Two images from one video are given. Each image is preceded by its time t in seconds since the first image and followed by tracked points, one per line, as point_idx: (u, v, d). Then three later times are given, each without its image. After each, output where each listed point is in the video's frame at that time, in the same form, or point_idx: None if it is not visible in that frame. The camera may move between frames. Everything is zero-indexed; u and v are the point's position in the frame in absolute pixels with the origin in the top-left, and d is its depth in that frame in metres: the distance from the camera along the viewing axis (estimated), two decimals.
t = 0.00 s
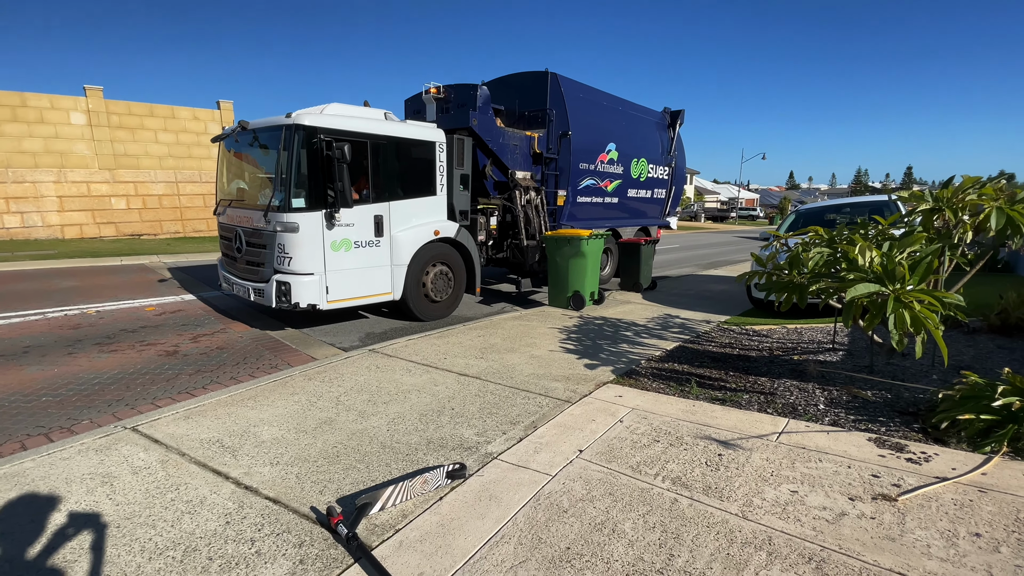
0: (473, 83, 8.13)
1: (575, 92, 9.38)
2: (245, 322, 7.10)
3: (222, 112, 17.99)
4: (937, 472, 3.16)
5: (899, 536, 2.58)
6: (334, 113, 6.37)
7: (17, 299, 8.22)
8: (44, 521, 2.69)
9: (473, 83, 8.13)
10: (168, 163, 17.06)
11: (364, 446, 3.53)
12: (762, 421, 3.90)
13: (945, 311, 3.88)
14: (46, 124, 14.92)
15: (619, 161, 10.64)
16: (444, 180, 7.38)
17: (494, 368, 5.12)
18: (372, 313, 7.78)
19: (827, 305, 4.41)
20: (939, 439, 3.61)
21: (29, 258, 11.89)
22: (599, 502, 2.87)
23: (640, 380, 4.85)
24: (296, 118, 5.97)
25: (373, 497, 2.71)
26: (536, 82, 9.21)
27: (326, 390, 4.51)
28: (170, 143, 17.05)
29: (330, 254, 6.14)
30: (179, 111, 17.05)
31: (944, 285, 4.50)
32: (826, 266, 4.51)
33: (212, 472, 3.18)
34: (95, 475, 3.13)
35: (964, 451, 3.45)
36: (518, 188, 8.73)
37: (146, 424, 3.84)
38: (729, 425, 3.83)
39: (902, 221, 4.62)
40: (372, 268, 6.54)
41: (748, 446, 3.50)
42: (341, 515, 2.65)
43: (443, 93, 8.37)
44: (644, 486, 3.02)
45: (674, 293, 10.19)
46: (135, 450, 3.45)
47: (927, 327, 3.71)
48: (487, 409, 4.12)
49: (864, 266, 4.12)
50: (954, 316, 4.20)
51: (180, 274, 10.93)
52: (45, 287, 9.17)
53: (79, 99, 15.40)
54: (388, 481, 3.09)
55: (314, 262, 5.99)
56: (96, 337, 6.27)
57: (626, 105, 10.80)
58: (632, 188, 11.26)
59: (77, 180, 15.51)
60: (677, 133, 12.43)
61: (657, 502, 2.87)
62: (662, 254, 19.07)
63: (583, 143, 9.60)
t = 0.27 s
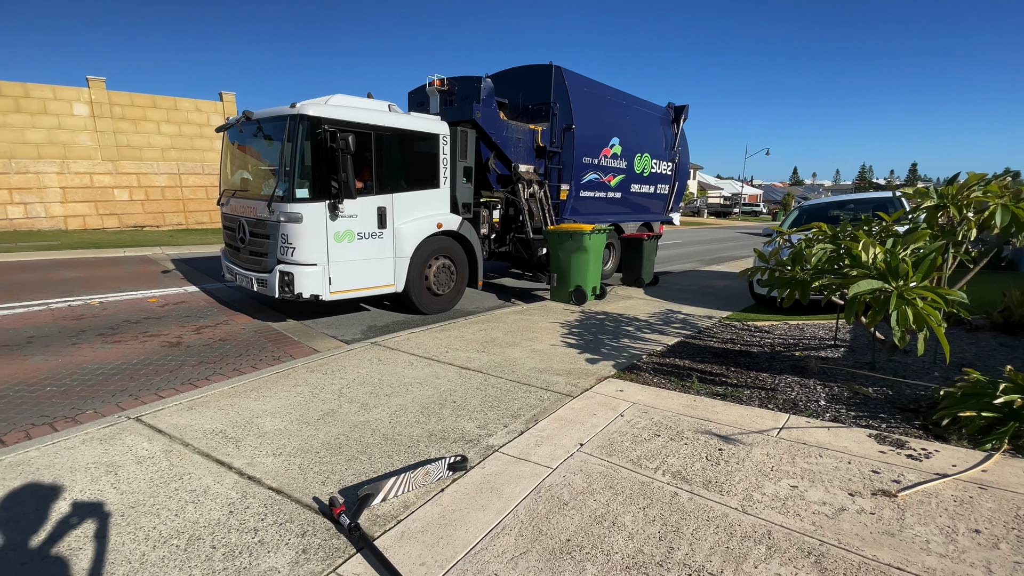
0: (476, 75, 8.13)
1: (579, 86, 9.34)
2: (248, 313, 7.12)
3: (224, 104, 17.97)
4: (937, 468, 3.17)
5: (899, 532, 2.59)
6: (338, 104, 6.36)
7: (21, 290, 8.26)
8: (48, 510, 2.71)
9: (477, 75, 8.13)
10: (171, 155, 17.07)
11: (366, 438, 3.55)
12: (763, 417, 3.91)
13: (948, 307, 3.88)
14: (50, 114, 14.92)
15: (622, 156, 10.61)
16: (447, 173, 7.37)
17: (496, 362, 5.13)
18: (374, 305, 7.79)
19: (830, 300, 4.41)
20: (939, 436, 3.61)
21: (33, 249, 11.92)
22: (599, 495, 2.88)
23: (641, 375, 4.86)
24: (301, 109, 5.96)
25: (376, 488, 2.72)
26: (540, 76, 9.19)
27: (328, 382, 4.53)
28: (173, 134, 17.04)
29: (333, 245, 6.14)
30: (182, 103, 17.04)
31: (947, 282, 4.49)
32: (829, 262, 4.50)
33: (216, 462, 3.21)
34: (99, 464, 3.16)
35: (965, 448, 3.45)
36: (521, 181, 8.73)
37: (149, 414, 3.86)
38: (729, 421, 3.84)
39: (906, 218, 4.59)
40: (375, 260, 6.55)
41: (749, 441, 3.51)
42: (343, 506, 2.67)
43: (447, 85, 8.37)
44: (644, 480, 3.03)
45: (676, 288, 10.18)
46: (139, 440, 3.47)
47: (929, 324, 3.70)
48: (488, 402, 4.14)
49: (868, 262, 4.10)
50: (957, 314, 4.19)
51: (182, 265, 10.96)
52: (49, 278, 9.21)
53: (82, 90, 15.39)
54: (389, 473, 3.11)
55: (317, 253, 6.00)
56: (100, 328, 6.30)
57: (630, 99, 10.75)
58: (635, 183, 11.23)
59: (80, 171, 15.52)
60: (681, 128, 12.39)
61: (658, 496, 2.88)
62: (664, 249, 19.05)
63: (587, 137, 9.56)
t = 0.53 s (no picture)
0: (481, 73, 8.18)
1: (583, 84, 9.32)
2: (250, 309, 7.14)
3: (228, 100, 17.98)
4: (938, 470, 3.17)
5: (898, 533, 2.59)
6: (342, 100, 6.36)
7: (24, 283, 8.29)
8: (51, 502, 2.73)
9: (481, 73, 8.18)
10: (175, 150, 17.09)
11: (367, 434, 3.56)
12: (764, 417, 3.91)
13: (951, 309, 3.87)
14: (54, 109, 14.95)
15: (625, 155, 10.59)
16: (451, 170, 7.37)
17: (497, 360, 5.14)
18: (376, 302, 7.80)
19: (833, 301, 4.40)
20: (940, 438, 3.61)
21: (36, 243, 11.96)
22: (600, 493, 2.89)
23: (642, 374, 4.86)
24: (305, 104, 5.97)
25: (377, 484, 2.74)
26: (544, 74, 9.18)
27: (330, 378, 4.54)
28: (177, 130, 17.05)
29: (336, 241, 6.15)
30: (186, 98, 17.05)
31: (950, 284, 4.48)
32: (832, 263, 4.50)
33: (218, 457, 3.22)
34: (102, 458, 3.18)
35: (966, 450, 3.45)
36: (524, 179, 8.76)
37: (152, 409, 3.88)
38: (730, 420, 3.84)
39: (910, 219, 4.57)
40: (377, 257, 6.55)
41: (749, 441, 3.52)
42: (345, 501, 2.68)
43: (451, 83, 8.43)
44: (645, 478, 3.04)
45: (678, 287, 10.18)
46: (142, 434, 3.49)
47: (932, 325, 3.70)
48: (489, 400, 4.15)
49: (871, 263, 4.09)
50: (959, 315, 4.12)
51: (185, 261, 10.98)
52: (53, 272, 9.24)
53: (87, 84, 15.41)
54: (390, 468, 3.12)
55: (319, 249, 6.01)
56: (103, 322, 6.32)
57: (634, 98, 10.73)
58: (638, 182, 11.22)
59: (84, 166, 15.55)
60: (685, 128, 12.36)
61: (658, 494, 2.89)
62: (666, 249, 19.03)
63: (590, 135, 9.55)
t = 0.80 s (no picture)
0: (484, 77, 8.12)
1: (586, 88, 9.34)
2: (253, 310, 7.16)
3: (232, 101, 18.05)
4: (941, 476, 3.16)
5: (901, 539, 2.58)
6: (346, 103, 6.38)
7: (28, 283, 8.32)
8: (51, 501, 2.74)
9: (484, 77, 8.12)
10: (179, 151, 17.15)
11: (368, 436, 3.56)
12: (766, 422, 3.90)
13: (954, 315, 3.86)
14: (59, 109, 15.02)
15: (628, 158, 10.61)
16: (454, 173, 7.39)
17: (499, 362, 5.14)
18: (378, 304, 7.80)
19: (835, 306, 4.39)
20: (943, 444, 3.59)
21: (40, 242, 12.00)
22: (601, 497, 2.88)
23: (644, 378, 4.85)
24: (308, 107, 5.99)
25: (378, 486, 2.74)
26: (547, 77, 9.19)
27: (331, 379, 4.54)
28: (181, 131, 17.12)
29: (338, 244, 6.17)
30: (190, 99, 17.12)
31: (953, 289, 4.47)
32: (834, 268, 4.50)
33: (219, 457, 3.22)
34: (104, 457, 3.18)
35: (969, 456, 3.44)
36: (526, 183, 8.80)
37: (154, 409, 3.88)
38: (732, 425, 3.84)
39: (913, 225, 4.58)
40: (380, 259, 6.56)
41: (751, 445, 3.51)
42: (345, 503, 2.68)
43: (454, 86, 8.38)
44: (646, 482, 3.03)
45: (681, 291, 10.18)
46: (144, 434, 3.49)
47: (934, 331, 3.69)
48: (491, 402, 4.15)
49: (874, 269, 4.10)
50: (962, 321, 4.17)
51: (188, 261, 11.00)
52: (56, 272, 9.27)
53: (92, 85, 15.47)
54: (391, 470, 3.12)
55: (322, 251, 6.02)
56: (106, 322, 6.33)
57: (637, 101, 10.75)
58: (640, 186, 11.23)
59: (88, 166, 15.62)
60: (687, 132, 12.38)
61: (659, 499, 2.89)
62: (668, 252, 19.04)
63: (593, 139, 9.58)
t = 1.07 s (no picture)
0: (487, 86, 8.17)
1: (588, 97, 9.39)
2: (255, 316, 7.17)
3: (237, 109, 18.17)
4: (945, 487, 3.13)
5: (906, 550, 2.56)
6: (350, 112, 6.43)
7: (32, 289, 8.35)
8: (50, 508, 2.73)
9: (488, 86, 8.17)
10: (183, 158, 17.25)
11: (369, 443, 3.55)
12: (769, 431, 3.88)
13: (957, 324, 3.84)
14: (66, 117, 15.13)
15: (630, 167, 10.65)
16: (456, 182, 7.42)
17: (500, 370, 5.13)
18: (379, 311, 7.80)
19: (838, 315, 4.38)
20: (947, 454, 3.57)
21: (44, 248, 12.07)
22: (603, 506, 2.87)
23: (646, 387, 4.83)
24: (313, 116, 6.03)
25: (379, 494, 2.72)
26: (549, 86, 9.25)
27: (333, 386, 4.54)
28: (186, 139, 17.22)
29: (341, 251, 6.18)
30: (196, 107, 17.24)
31: (955, 299, 4.46)
32: (837, 277, 4.49)
33: (220, 464, 3.21)
34: (105, 463, 3.18)
35: (973, 467, 3.41)
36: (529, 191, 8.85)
37: (155, 415, 3.88)
38: (735, 434, 3.82)
39: (915, 234, 4.58)
40: (382, 267, 6.57)
41: (754, 455, 3.49)
42: (346, 510, 2.67)
43: (458, 95, 8.42)
44: (648, 491, 3.02)
45: (683, 299, 10.17)
46: (144, 440, 3.49)
47: (938, 340, 3.67)
48: (492, 410, 4.13)
49: (876, 277, 4.09)
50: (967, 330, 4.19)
51: (190, 268, 11.03)
52: (60, 277, 9.31)
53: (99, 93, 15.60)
54: (392, 478, 3.11)
55: (325, 259, 6.04)
56: (108, 328, 6.34)
57: (639, 110, 10.80)
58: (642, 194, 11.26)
59: (93, 173, 15.72)
60: (689, 140, 12.42)
61: (661, 508, 2.87)
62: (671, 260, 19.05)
63: (595, 147, 9.62)
